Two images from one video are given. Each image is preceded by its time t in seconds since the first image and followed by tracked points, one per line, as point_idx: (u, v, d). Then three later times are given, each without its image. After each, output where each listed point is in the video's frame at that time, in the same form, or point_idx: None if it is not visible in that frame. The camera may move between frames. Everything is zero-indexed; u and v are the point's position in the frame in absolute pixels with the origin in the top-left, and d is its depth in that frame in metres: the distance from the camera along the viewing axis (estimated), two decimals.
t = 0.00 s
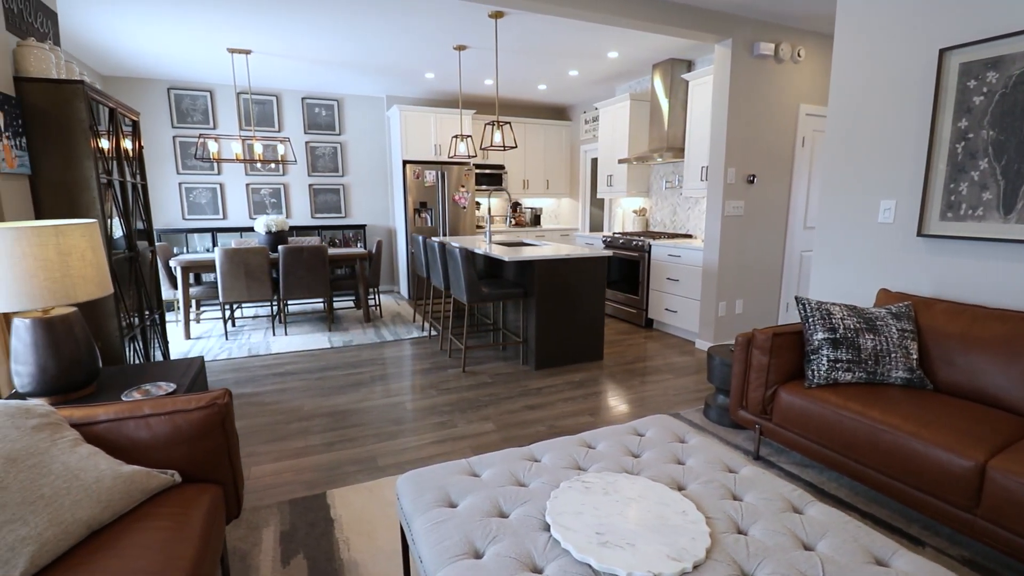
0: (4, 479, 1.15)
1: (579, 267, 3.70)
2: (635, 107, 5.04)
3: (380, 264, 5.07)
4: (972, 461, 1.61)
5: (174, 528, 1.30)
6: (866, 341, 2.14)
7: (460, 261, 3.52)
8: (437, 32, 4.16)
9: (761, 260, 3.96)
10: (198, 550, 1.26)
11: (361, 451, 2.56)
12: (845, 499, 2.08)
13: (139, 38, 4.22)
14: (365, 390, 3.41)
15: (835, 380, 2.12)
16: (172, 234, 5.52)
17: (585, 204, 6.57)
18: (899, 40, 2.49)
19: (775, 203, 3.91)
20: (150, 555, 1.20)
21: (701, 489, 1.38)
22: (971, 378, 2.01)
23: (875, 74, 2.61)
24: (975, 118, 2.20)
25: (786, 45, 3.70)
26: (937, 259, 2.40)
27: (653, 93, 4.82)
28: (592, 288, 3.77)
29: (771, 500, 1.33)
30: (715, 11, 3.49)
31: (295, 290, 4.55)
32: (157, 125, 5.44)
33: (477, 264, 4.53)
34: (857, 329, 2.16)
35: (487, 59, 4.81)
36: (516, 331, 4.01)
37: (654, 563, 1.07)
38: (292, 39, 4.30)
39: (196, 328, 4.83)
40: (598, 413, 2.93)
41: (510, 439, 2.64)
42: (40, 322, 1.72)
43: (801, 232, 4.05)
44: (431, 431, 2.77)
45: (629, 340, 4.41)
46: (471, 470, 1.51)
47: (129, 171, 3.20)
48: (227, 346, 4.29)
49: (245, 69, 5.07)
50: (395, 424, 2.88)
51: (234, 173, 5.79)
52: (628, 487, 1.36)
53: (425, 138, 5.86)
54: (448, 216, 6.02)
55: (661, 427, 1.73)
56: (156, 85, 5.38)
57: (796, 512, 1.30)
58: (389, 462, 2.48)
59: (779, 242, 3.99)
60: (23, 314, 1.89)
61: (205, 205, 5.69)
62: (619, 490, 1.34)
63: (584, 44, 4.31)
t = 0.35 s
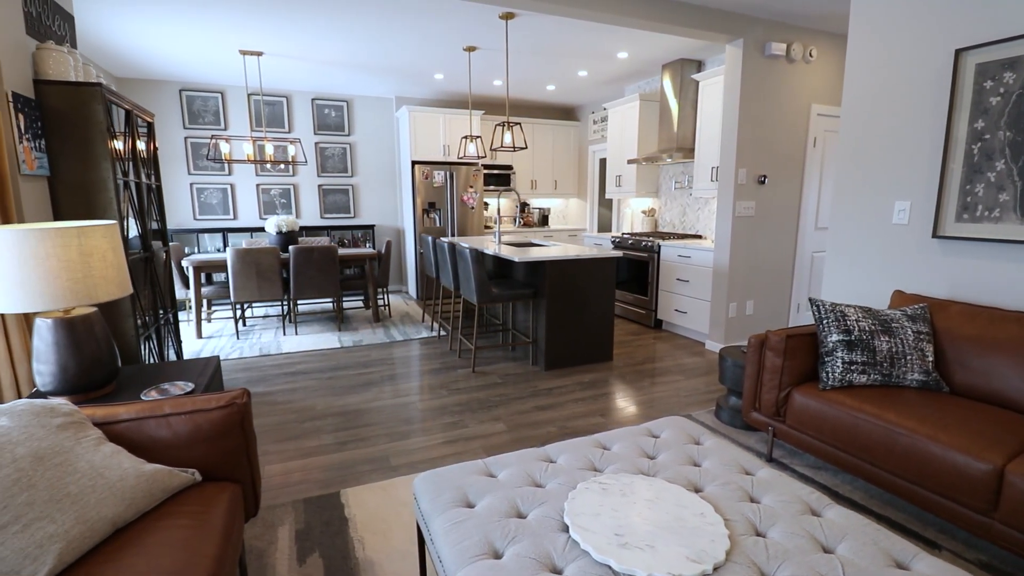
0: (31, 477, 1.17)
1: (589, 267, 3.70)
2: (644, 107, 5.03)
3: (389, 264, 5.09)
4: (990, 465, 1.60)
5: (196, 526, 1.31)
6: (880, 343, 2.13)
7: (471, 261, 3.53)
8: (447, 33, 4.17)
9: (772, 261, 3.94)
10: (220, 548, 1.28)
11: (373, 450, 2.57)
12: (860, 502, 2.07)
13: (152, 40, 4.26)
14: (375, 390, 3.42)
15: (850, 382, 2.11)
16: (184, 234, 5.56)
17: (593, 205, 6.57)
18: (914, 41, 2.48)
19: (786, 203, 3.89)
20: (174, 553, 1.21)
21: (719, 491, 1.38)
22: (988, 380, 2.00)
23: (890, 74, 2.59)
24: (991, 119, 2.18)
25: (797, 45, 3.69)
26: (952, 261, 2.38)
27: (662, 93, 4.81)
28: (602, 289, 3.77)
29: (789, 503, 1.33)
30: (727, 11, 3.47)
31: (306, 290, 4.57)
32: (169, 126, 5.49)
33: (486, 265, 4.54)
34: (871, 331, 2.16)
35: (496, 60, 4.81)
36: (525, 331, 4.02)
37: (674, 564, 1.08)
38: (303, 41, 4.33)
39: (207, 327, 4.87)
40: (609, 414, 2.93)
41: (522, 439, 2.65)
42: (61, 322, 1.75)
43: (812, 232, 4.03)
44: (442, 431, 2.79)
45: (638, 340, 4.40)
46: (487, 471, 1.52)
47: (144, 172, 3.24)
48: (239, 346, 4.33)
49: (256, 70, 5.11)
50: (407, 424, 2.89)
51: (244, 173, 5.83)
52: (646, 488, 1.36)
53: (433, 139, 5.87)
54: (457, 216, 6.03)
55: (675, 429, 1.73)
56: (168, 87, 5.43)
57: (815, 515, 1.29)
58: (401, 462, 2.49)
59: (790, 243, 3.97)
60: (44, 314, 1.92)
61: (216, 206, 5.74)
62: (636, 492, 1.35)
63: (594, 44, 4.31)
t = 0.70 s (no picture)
0: (61, 475, 1.19)
1: (600, 268, 3.70)
2: (655, 108, 5.02)
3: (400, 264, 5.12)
4: (1011, 470, 1.58)
5: (218, 523, 1.33)
6: (898, 346, 2.12)
7: (482, 262, 3.54)
8: (459, 35, 4.18)
9: (784, 262, 3.92)
10: (243, 545, 1.30)
11: (387, 450, 2.59)
12: (876, 505, 2.05)
13: (168, 43, 4.31)
14: (387, 389, 3.44)
15: (866, 385, 2.10)
16: (197, 234, 5.62)
17: (602, 205, 6.56)
18: (932, 41, 2.45)
19: (800, 205, 3.87)
20: (198, 550, 1.23)
21: (737, 494, 1.38)
22: (1007, 384, 1.98)
23: (907, 75, 2.57)
24: (1011, 119, 2.15)
25: (811, 45, 3.66)
26: (970, 263, 2.36)
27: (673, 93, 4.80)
28: (614, 289, 3.76)
29: (809, 506, 1.33)
30: (740, 11, 3.46)
31: (317, 289, 4.61)
32: (182, 127, 5.55)
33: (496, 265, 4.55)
34: (888, 334, 2.14)
35: (506, 60, 4.81)
36: (536, 332, 4.03)
37: (696, 566, 1.08)
38: (316, 42, 4.36)
39: (220, 327, 4.92)
40: (621, 415, 2.93)
41: (534, 440, 2.66)
42: (85, 322, 1.78)
43: (825, 233, 4.01)
44: (455, 431, 2.80)
45: (648, 341, 4.40)
46: (504, 471, 1.52)
47: (161, 174, 3.28)
48: (252, 345, 4.36)
49: (268, 72, 5.15)
50: (419, 424, 2.91)
51: (256, 174, 5.87)
52: (664, 491, 1.36)
53: (443, 140, 5.90)
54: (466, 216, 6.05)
55: (691, 431, 1.73)
56: (182, 88, 5.48)
57: (835, 519, 1.29)
58: (415, 462, 2.50)
59: (802, 244, 3.95)
60: (68, 313, 1.95)
61: (228, 206, 5.79)
62: (654, 494, 1.35)
63: (605, 45, 4.31)
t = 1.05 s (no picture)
0: (91, 472, 1.21)
1: (613, 269, 3.69)
2: (668, 108, 5.00)
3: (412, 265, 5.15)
4: None
5: (242, 521, 1.35)
6: (917, 349, 2.10)
7: (495, 262, 3.55)
8: (473, 37, 4.20)
9: (799, 263, 3.89)
10: (266, 543, 1.31)
11: (402, 449, 2.61)
12: (895, 510, 2.04)
13: (185, 45, 4.37)
14: (401, 389, 3.47)
15: (885, 389, 2.08)
16: (212, 234, 5.69)
17: (613, 206, 6.55)
18: (952, 41, 2.43)
19: (815, 206, 3.85)
20: (223, 546, 1.25)
21: (757, 497, 1.38)
22: None
23: (926, 75, 2.54)
24: None
25: (827, 45, 3.64)
26: (991, 265, 2.33)
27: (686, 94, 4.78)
28: (627, 290, 3.76)
29: (830, 511, 1.32)
30: (756, 11, 3.44)
31: (331, 289, 4.65)
32: (198, 129, 5.62)
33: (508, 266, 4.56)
34: (908, 337, 2.12)
35: (519, 61, 4.82)
36: (548, 333, 4.03)
37: (718, 569, 1.08)
38: (331, 45, 4.40)
39: (235, 326, 4.98)
40: (635, 417, 2.93)
41: (548, 441, 2.66)
42: (110, 321, 1.81)
43: (841, 235, 3.97)
44: (469, 431, 2.81)
45: (661, 343, 4.38)
46: (523, 472, 1.53)
47: (180, 175, 3.33)
48: (266, 344, 4.41)
49: (283, 74, 5.20)
50: (433, 424, 2.93)
51: (270, 175, 5.93)
52: (684, 493, 1.36)
53: (455, 140, 5.92)
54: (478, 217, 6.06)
55: (709, 434, 1.73)
56: (198, 90, 5.55)
57: (857, 524, 1.28)
58: (430, 462, 2.52)
59: (817, 245, 3.92)
60: (93, 313, 1.99)
61: (243, 207, 5.86)
62: (674, 496, 1.35)
63: (618, 45, 4.30)
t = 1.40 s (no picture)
0: (126, 468, 1.25)
1: (628, 271, 3.69)
2: (683, 109, 4.98)
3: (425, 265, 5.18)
4: None
5: (268, 518, 1.38)
6: (940, 354, 2.07)
7: (510, 264, 3.57)
8: (489, 39, 4.22)
9: (816, 266, 3.86)
10: (292, 540, 1.34)
11: (419, 449, 2.63)
12: (916, 516, 2.01)
13: (205, 49, 4.44)
14: (416, 389, 3.49)
15: (907, 394, 2.06)
16: (229, 234, 5.77)
17: (626, 207, 6.54)
18: (977, 41, 2.39)
19: (833, 208, 3.81)
20: (250, 543, 1.27)
21: (778, 501, 1.37)
22: None
23: (949, 76, 2.51)
24: None
25: (846, 44, 3.59)
26: (1016, 269, 2.29)
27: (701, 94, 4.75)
28: (641, 292, 3.75)
29: (854, 517, 1.31)
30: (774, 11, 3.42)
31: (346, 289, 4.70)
32: (216, 130, 5.70)
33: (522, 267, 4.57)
34: (931, 342, 2.10)
35: (533, 62, 4.83)
36: (562, 334, 4.04)
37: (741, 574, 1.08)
38: (348, 47, 4.44)
39: (252, 325, 5.05)
40: (650, 419, 2.93)
41: (563, 442, 2.67)
42: (139, 322, 1.85)
43: (859, 237, 3.93)
44: (484, 432, 2.83)
45: (675, 345, 4.37)
46: (542, 474, 1.54)
47: (201, 177, 3.39)
48: (283, 343, 4.47)
49: (299, 76, 5.26)
50: (449, 424, 2.95)
51: (286, 176, 6.00)
52: (705, 497, 1.37)
53: (469, 142, 5.95)
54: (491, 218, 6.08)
55: (728, 438, 1.73)
56: (216, 93, 5.63)
57: (880, 530, 1.28)
58: (446, 462, 2.54)
59: (835, 247, 3.88)
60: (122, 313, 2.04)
61: (259, 207, 5.93)
62: (696, 500, 1.35)
63: (634, 46, 4.29)
